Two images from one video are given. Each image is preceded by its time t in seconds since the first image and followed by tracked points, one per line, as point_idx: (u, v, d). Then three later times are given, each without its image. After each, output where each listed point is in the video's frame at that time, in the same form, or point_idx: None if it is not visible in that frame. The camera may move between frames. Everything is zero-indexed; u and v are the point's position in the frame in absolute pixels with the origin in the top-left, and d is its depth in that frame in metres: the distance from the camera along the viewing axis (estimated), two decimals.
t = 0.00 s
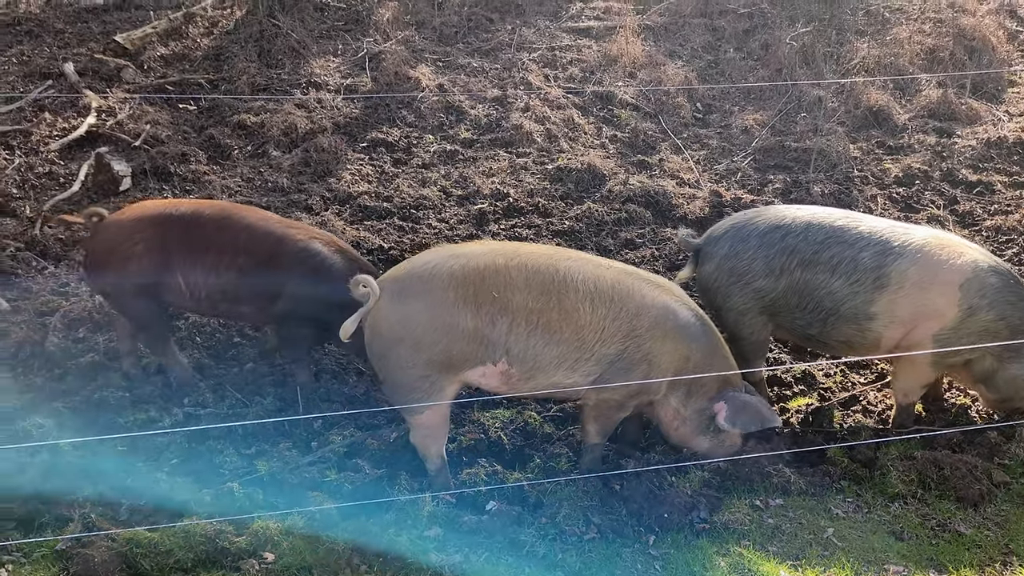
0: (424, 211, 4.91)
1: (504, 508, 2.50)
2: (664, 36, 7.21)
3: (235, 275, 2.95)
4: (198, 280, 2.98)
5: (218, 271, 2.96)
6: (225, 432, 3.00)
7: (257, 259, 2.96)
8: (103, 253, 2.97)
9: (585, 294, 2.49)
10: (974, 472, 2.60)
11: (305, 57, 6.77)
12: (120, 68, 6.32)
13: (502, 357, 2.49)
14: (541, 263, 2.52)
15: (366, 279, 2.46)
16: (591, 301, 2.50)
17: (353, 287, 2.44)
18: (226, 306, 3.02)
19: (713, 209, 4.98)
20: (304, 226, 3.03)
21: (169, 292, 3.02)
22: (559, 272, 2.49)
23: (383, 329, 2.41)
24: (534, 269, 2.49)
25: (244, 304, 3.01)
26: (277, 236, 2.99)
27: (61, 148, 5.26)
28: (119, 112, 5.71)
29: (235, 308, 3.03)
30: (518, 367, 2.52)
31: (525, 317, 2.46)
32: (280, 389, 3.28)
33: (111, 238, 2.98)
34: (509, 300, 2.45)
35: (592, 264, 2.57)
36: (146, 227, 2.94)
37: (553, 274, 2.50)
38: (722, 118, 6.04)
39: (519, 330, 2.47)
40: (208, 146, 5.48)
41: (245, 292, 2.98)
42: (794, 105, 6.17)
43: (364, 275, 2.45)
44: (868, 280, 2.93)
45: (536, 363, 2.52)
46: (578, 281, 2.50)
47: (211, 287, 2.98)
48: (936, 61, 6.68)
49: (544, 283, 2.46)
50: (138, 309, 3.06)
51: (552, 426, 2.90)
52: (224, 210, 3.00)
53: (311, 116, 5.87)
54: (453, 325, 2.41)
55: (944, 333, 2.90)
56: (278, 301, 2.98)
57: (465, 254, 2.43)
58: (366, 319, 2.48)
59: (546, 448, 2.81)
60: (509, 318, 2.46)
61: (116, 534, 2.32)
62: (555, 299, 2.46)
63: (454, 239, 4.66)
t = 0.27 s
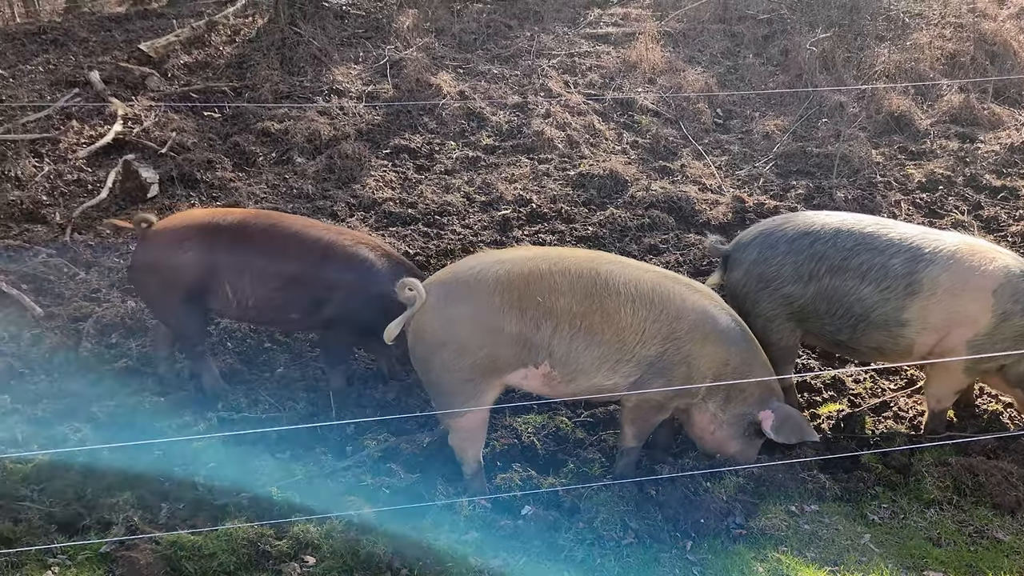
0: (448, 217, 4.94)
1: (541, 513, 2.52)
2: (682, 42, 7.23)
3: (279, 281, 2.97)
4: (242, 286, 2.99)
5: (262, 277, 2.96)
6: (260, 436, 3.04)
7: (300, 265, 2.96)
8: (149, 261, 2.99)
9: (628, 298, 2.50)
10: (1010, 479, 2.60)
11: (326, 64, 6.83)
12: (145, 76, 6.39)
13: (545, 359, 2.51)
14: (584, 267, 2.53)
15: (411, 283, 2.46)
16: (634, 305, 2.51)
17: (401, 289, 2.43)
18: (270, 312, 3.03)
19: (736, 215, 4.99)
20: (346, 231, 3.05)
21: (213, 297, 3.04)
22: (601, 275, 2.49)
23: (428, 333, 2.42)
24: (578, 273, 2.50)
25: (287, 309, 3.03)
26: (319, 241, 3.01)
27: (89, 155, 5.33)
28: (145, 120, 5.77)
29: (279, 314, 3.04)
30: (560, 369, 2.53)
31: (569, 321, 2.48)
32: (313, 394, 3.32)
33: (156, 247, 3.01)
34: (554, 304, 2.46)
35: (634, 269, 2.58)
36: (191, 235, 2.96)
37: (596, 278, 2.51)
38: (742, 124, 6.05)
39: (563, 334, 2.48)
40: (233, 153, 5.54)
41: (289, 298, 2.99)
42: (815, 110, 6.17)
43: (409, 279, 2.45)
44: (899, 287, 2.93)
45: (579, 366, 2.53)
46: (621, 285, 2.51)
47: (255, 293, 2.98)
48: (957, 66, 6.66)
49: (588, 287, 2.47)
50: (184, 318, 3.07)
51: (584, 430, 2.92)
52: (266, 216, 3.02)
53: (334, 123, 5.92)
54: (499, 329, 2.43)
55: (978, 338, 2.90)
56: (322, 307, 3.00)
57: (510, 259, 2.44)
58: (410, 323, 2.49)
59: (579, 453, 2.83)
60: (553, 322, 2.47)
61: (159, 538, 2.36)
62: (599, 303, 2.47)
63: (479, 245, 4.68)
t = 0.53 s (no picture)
0: (478, 222, 4.96)
1: (583, 519, 2.54)
2: (708, 46, 7.23)
3: (329, 285, 3.02)
4: (293, 289, 3.05)
5: (312, 281, 3.02)
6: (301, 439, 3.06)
7: (350, 270, 3.01)
8: (204, 265, 3.07)
9: (676, 302, 2.52)
10: None
11: (353, 70, 6.88)
12: (175, 83, 6.46)
13: (595, 364, 2.53)
14: (634, 272, 2.56)
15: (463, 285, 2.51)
16: (683, 309, 2.53)
17: (453, 290, 2.49)
18: (319, 316, 3.08)
19: (766, 219, 4.97)
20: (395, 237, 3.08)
21: (264, 300, 3.10)
22: (650, 280, 2.52)
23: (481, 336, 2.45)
24: (628, 278, 2.53)
25: (336, 313, 3.07)
26: (368, 246, 3.05)
27: (121, 161, 5.37)
28: (177, 125, 5.81)
29: (328, 318, 3.09)
30: (610, 374, 2.55)
31: (619, 325, 2.50)
32: (351, 398, 3.34)
33: (212, 251, 3.09)
34: (605, 308, 2.48)
35: (684, 274, 2.60)
36: (246, 239, 3.04)
37: (646, 283, 2.54)
38: (770, 128, 6.04)
39: (613, 338, 2.50)
40: (264, 158, 5.60)
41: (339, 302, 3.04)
42: (843, 114, 6.15)
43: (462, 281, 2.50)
44: (943, 290, 2.92)
45: (629, 370, 2.55)
46: (670, 290, 2.53)
47: (307, 296, 3.05)
48: (986, 69, 6.62)
49: (637, 291, 2.49)
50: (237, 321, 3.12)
51: (622, 435, 2.92)
52: (318, 222, 3.09)
53: (362, 129, 5.96)
54: (550, 332, 2.45)
55: None
56: (370, 311, 3.04)
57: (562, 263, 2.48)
58: (461, 325, 2.52)
59: (618, 458, 2.84)
60: (603, 326, 2.49)
61: (208, 540, 2.39)
62: (648, 307, 2.50)
63: (509, 250, 4.70)
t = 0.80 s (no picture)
0: (507, 225, 4.95)
1: (625, 523, 2.53)
2: (734, 48, 7.19)
3: (373, 287, 3.05)
4: (338, 292, 3.08)
5: (356, 284, 3.05)
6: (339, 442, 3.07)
7: (393, 273, 3.04)
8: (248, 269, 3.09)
9: (721, 304, 2.53)
10: None
11: (379, 74, 6.91)
12: (203, 88, 6.50)
13: (641, 365, 2.55)
14: (679, 274, 2.56)
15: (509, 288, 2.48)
16: (728, 311, 2.54)
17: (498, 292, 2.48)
18: (363, 318, 3.11)
19: (798, 222, 4.93)
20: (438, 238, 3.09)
21: (308, 303, 3.13)
22: (696, 282, 2.52)
23: (527, 341, 2.43)
24: (674, 280, 2.53)
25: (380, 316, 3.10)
26: (411, 249, 3.07)
27: (153, 165, 5.41)
28: (206, 130, 5.85)
29: (372, 320, 3.11)
30: (656, 375, 2.57)
31: (665, 327, 2.51)
32: (387, 401, 3.35)
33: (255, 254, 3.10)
34: (652, 311, 2.49)
35: (729, 275, 2.60)
36: (289, 243, 3.06)
37: (691, 285, 2.54)
38: (799, 130, 6.00)
39: (660, 340, 2.52)
40: (293, 162, 5.63)
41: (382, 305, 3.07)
42: (873, 116, 6.09)
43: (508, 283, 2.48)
44: (990, 294, 2.90)
45: (674, 372, 2.58)
46: (715, 291, 2.54)
47: (350, 299, 3.08)
48: (1018, 69, 6.55)
49: (683, 293, 2.50)
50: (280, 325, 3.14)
51: (661, 439, 2.90)
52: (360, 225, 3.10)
53: (390, 132, 5.98)
54: (598, 335, 2.45)
55: None
56: (414, 313, 3.06)
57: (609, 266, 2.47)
58: (507, 329, 2.50)
59: (659, 463, 2.82)
60: (650, 329, 2.50)
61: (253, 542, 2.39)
62: (695, 309, 2.51)
63: (540, 253, 4.69)
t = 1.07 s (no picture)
0: (535, 229, 4.92)
1: (667, 531, 2.50)
2: (760, 51, 7.14)
3: (416, 293, 3.07)
4: (380, 298, 3.10)
5: (399, 290, 3.07)
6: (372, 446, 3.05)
7: (436, 278, 3.06)
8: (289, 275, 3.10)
9: (771, 310, 2.53)
10: None
11: (403, 79, 6.91)
12: (229, 93, 6.52)
13: (689, 373, 2.54)
14: (727, 280, 2.54)
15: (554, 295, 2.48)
16: (778, 317, 2.53)
17: (543, 298, 2.47)
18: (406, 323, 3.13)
19: (830, 226, 4.87)
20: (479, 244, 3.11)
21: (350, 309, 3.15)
22: (745, 288, 2.51)
23: (572, 347, 2.42)
24: (723, 287, 2.51)
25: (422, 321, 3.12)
26: (453, 254, 3.08)
27: (180, 170, 5.42)
28: (233, 135, 5.87)
29: (414, 325, 3.13)
30: (704, 382, 2.57)
31: (714, 334, 2.50)
32: (420, 406, 3.32)
33: (297, 260, 3.11)
34: (700, 318, 2.48)
35: (777, 281, 2.59)
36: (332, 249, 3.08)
37: (741, 291, 2.53)
38: (827, 133, 5.93)
39: (708, 347, 2.51)
40: (319, 167, 5.63)
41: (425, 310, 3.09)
42: (903, 118, 6.01)
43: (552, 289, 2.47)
44: None
45: (723, 379, 2.57)
46: (764, 298, 2.53)
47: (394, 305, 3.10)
48: None
49: (733, 300, 2.49)
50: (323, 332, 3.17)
51: (700, 447, 2.86)
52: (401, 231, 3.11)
53: (415, 137, 5.97)
54: (645, 342, 2.43)
55: None
56: (456, 318, 3.08)
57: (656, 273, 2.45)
58: (553, 336, 2.49)
59: (699, 470, 2.77)
60: (699, 336, 2.49)
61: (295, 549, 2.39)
62: (744, 315, 2.50)
63: (568, 257, 4.64)
